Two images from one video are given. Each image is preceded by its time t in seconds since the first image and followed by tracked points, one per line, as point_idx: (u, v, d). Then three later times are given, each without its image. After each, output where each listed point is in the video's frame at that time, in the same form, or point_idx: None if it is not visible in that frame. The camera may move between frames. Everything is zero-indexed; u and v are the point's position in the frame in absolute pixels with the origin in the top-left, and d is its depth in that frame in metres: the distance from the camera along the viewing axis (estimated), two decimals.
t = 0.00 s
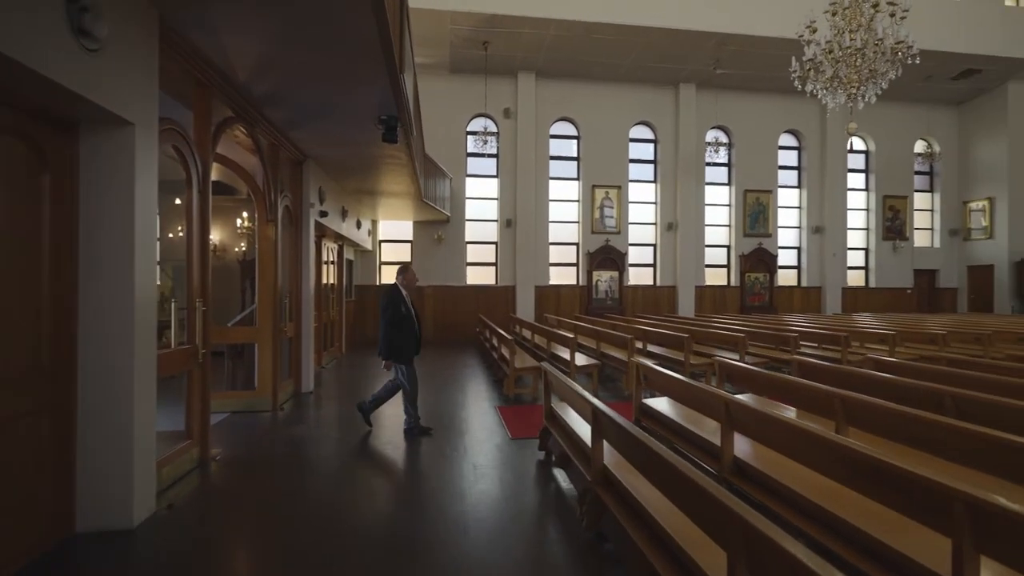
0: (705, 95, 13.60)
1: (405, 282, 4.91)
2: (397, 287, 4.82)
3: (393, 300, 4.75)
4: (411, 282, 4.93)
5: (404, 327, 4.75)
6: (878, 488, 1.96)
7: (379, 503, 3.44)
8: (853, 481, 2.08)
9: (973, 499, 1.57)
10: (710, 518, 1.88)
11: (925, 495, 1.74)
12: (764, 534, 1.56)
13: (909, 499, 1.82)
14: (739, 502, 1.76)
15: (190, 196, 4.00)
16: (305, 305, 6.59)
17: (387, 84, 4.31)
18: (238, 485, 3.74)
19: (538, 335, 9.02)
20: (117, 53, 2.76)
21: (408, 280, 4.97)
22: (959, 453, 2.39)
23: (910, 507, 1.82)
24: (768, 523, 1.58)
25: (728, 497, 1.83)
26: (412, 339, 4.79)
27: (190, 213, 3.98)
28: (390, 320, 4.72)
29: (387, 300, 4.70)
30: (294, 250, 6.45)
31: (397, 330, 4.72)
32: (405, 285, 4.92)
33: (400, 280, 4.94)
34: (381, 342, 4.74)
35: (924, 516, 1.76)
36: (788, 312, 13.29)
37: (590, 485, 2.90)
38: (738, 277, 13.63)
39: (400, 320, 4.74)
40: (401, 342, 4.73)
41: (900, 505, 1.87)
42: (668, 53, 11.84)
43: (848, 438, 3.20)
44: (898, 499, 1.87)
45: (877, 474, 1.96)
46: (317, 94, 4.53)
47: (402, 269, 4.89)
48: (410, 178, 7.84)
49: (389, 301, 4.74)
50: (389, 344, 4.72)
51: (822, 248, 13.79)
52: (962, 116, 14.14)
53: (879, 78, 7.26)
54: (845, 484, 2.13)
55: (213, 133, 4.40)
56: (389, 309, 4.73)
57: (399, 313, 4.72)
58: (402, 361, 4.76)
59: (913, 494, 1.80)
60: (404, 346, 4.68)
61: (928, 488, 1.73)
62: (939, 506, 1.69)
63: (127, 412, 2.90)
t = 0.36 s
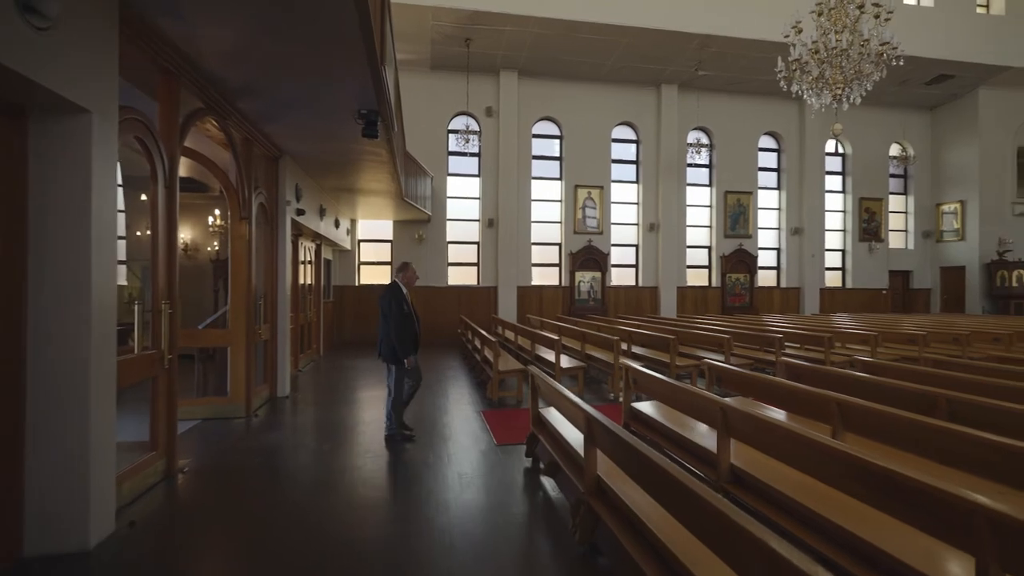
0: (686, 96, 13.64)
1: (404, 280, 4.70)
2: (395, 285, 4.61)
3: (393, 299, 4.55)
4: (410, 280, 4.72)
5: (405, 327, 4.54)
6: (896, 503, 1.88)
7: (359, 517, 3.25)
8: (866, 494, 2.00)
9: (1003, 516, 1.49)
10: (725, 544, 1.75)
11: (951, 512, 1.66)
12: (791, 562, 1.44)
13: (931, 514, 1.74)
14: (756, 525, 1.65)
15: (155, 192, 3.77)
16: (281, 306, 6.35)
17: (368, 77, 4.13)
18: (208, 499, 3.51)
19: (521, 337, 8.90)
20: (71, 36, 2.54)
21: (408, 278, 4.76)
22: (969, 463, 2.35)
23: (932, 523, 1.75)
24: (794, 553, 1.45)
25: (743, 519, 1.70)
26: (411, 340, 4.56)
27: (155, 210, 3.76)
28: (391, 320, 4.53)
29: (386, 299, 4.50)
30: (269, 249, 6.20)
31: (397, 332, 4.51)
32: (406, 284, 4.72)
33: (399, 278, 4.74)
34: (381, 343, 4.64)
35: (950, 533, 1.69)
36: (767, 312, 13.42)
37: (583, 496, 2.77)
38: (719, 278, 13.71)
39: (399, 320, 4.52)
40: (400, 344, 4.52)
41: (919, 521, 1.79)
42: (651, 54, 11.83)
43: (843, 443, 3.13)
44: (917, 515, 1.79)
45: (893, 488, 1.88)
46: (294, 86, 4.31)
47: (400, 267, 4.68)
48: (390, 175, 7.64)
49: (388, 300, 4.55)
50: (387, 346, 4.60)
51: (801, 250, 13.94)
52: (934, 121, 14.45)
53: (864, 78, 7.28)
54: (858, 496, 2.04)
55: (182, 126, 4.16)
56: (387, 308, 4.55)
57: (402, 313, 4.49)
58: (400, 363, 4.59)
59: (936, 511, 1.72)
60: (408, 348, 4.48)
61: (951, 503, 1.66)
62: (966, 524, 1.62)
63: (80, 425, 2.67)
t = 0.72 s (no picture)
0: (666, 97, 13.68)
1: (404, 282, 4.56)
2: (395, 287, 4.46)
3: (393, 301, 4.40)
4: (409, 282, 4.59)
5: (406, 330, 4.38)
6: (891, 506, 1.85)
7: (333, 528, 3.08)
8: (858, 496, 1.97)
9: (1010, 522, 1.46)
10: (718, 548, 1.67)
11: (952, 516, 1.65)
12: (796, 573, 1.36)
13: (928, 519, 1.73)
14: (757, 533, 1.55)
15: (113, 187, 3.52)
16: (253, 308, 6.09)
17: (346, 68, 3.94)
18: (172, 513, 3.28)
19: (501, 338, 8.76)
20: (16, 14, 2.32)
21: (407, 281, 4.63)
22: (951, 460, 2.36)
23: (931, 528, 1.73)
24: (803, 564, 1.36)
25: (742, 526, 1.61)
26: (411, 344, 4.39)
27: (113, 205, 3.51)
28: (392, 322, 4.38)
29: (386, 301, 4.34)
30: (240, 247, 5.93)
31: (398, 335, 4.36)
32: (404, 286, 4.58)
33: (398, 280, 4.60)
34: (377, 346, 4.50)
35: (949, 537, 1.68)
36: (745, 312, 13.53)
37: (574, 506, 2.64)
38: (697, 277, 13.78)
39: (399, 322, 4.36)
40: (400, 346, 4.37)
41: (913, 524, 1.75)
42: (631, 53, 11.82)
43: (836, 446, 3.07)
44: (916, 519, 1.77)
45: (889, 491, 1.84)
46: (267, 77, 4.10)
47: (399, 268, 4.54)
48: (368, 172, 7.42)
49: (387, 301, 4.41)
50: (385, 350, 4.47)
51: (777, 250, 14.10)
52: (905, 124, 14.78)
53: (846, 78, 7.33)
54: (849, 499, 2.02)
55: (143, 116, 3.91)
56: (386, 310, 4.41)
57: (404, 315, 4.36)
58: (397, 367, 4.44)
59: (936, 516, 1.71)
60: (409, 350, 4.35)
61: (953, 511, 1.64)
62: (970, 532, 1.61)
63: (24, 439, 2.44)
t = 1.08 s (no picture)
0: (644, 98, 13.73)
1: (405, 284, 4.42)
2: (396, 288, 4.32)
3: (393, 302, 4.25)
4: (410, 285, 4.45)
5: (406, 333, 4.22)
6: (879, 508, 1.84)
7: (305, 543, 2.91)
8: (852, 500, 1.94)
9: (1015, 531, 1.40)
10: (714, 557, 1.60)
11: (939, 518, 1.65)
12: None
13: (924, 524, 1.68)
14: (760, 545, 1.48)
15: (64, 182, 3.25)
16: (221, 310, 5.81)
17: (320, 58, 3.75)
18: (131, 532, 3.05)
19: (480, 340, 8.59)
20: None
21: (409, 283, 4.48)
22: (930, 458, 2.36)
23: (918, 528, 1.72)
24: None
25: (744, 538, 1.54)
26: (410, 347, 4.21)
27: (64, 202, 3.24)
28: (392, 324, 4.23)
29: (386, 302, 4.19)
30: (206, 247, 5.66)
31: (398, 337, 4.20)
32: (405, 288, 4.45)
33: (399, 283, 4.47)
34: (376, 349, 4.35)
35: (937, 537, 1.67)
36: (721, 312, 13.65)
37: (564, 519, 2.51)
38: (674, 278, 13.86)
39: (401, 325, 4.20)
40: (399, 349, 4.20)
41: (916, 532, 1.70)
42: (608, 53, 11.80)
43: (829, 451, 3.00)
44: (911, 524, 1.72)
45: (885, 496, 1.82)
46: (235, 67, 3.88)
47: (401, 271, 4.39)
48: (343, 169, 7.18)
49: (387, 303, 4.26)
50: (384, 353, 4.31)
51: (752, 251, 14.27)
52: (874, 128, 15.13)
53: (825, 79, 7.37)
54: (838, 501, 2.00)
55: (98, 105, 3.65)
56: (386, 312, 4.26)
57: (405, 318, 4.21)
58: (396, 372, 4.27)
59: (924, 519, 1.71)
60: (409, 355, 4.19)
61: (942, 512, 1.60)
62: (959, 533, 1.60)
63: None
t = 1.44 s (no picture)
0: (620, 98, 13.75)
1: (402, 282, 4.25)
2: (392, 286, 4.19)
3: (391, 300, 4.13)
4: (408, 282, 4.29)
5: (401, 332, 4.15)
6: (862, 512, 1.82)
7: (273, 554, 2.78)
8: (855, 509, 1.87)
9: None
10: None
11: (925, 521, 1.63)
12: None
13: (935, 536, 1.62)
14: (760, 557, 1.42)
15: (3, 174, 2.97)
16: (183, 312, 5.52)
17: (288, 45, 3.54)
18: (81, 551, 2.83)
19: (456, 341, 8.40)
20: None
21: (405, 281, 4.31)
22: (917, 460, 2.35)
23: (904, 531, 1.71)
24: None
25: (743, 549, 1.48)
26: (406, 346, 4.16)
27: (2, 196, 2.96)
28: (388, 323, 4.12)
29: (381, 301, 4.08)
30: (167, 244, 5.37)
31: (396, 336, 4.12)
32: (403, 286, 4.28)
33: (396, 280, 4.29)
34: (372, 348, 4.18)
35: (921, 539, 1.67)
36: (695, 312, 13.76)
37: (552, 532, 2.38)
38: (650, 278, 13.93)
39: (399, 324, 4.15)
40: (397, 348, 4.12)
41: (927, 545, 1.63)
42: (585, 52, 11.75)
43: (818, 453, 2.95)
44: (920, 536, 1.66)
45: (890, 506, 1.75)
46: (196, 53, 3.64)
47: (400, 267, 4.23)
48: (314, 165, 6.93)
49: (383, 301, 4.13)
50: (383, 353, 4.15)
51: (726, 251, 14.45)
52: (841, 132, 15.49)
53: (802, 80, 7.42)
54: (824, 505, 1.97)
55: (43, 91, 3.36)
56: (383, 311, 4.12)
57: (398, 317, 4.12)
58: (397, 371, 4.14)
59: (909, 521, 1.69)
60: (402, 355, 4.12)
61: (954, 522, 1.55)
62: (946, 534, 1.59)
63: None
